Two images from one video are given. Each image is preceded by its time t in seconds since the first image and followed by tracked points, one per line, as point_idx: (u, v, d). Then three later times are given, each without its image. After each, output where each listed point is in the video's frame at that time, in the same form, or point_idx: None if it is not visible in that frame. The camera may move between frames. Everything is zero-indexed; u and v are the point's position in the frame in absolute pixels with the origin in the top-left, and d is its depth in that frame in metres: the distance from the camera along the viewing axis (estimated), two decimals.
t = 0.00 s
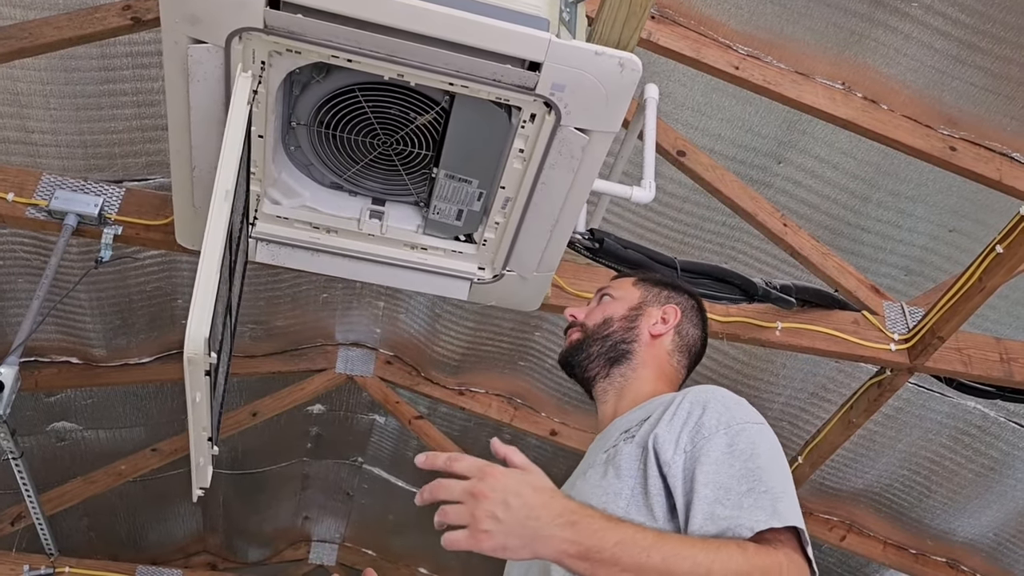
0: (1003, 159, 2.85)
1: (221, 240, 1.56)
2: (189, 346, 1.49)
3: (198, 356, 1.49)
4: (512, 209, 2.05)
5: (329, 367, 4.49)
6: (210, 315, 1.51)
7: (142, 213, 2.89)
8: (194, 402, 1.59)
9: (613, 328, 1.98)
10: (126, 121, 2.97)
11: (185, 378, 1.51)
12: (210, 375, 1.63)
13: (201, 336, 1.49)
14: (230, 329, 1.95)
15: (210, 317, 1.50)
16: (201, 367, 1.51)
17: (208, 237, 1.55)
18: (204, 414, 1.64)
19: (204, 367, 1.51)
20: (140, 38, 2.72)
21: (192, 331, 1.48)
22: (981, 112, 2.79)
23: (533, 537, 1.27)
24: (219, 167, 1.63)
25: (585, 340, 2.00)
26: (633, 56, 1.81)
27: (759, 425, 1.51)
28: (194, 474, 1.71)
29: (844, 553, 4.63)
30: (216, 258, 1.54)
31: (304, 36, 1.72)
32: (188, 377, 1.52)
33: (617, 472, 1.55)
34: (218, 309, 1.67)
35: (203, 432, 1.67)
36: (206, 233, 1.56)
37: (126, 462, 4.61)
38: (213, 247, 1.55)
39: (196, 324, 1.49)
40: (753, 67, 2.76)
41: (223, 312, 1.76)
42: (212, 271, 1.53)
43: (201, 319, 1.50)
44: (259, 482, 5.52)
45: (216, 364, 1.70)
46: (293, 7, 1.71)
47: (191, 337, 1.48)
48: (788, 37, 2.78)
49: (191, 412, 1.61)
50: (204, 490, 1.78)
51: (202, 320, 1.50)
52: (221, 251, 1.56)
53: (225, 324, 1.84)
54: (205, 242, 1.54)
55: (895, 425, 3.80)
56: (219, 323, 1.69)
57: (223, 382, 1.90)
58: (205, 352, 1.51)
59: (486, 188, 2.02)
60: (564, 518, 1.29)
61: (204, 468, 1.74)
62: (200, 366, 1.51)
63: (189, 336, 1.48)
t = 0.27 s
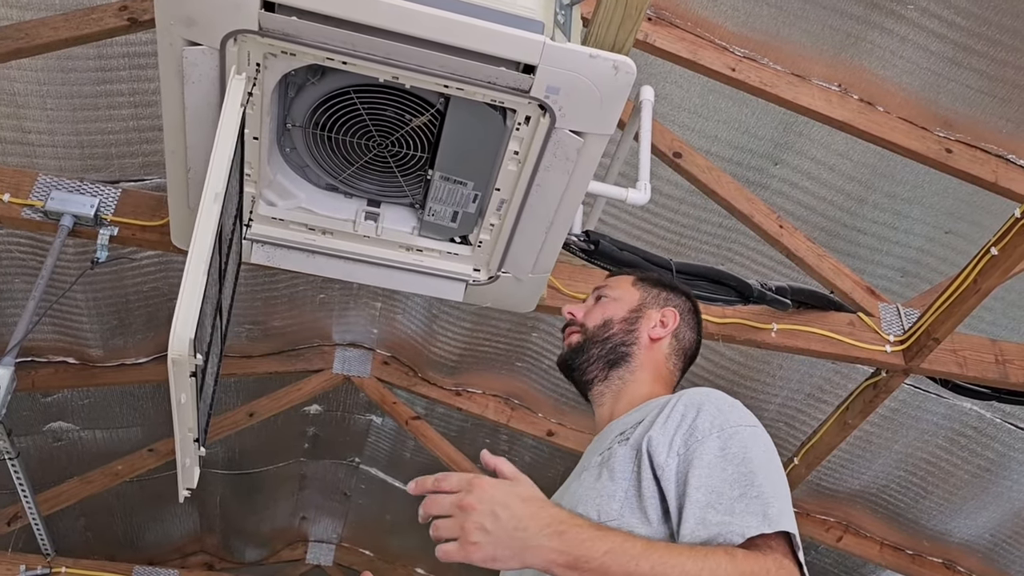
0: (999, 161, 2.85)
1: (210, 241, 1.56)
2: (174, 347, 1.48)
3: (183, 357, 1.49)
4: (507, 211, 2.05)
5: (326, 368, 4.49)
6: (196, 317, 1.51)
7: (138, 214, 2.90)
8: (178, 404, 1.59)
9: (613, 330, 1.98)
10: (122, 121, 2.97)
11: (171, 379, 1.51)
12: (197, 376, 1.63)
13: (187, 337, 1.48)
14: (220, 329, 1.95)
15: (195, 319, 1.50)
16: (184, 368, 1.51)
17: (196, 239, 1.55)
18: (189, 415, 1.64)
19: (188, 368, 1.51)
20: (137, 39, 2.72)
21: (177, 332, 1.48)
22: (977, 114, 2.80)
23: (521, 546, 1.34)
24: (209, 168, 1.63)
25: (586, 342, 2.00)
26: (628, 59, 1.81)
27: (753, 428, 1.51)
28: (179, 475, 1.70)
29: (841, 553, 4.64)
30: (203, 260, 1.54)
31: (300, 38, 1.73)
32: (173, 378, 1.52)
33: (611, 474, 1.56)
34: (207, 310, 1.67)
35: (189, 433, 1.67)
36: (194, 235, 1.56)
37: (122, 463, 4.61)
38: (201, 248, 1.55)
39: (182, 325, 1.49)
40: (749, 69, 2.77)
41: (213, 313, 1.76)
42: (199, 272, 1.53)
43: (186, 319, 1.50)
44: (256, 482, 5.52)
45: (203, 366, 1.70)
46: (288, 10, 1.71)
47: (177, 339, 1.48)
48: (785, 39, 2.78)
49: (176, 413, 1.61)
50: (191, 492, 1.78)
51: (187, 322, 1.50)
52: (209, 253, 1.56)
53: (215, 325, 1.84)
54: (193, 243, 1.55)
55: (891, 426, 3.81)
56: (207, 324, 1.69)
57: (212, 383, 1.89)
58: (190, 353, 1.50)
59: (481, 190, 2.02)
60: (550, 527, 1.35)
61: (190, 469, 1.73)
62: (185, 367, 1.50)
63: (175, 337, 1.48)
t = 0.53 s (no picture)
0: (997, 162, 2.86)
1: (209, 241, 1.56)
2: (175, 347, 1.48)
3: (184, 358, 1.49)
4: (504, 211, 2.05)
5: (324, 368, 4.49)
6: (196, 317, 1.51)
7: (136, 214, 2.89)
8: (179, 404, 1.59)
9: (644, 346, 1.91)
10: (120, 121, 2.96)
11: (171, 379, 1.51)
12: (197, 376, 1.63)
13: (188, 337, 1.48)
14: (219, 329, 1.95)
15: (195, 319, 1.50)
16: (185, 369, 1.51)
17: (195, 239, 1.55)
18: (190, 415, 1.64)
19: (189, 368, 1.51)
20: (135, 39, 2.72)
21: (178, 332, 1.48)
22: (974, 114, 2.80)
23: (547, 522, 1.24)
24: (208, 169, 1.63)
25: (617, 355, 1.89)
26: (625, 59, 1.81)
27: (760, 437, 1.50)
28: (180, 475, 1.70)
29: (839, 553, 4.64)
30: (203, 259, 1.54)
31: (297, 39, 1.73)
32: (173, 379, 1.52)
33: (619, 479, 1.56)
34: (206, 310, 1.67)
35: (190, 433, 1.67)
36: (194, 235, 1.56)
37: (120, 462, 4.61)
38: (200, 248, 1.55)
39: (182, 325, 1.49)
40: (747, 69, 2.77)
41: (212, 312, 1.76)
42: (199, 273, 1.53)
43: (187, 318, 1.50)
44: (253, 481, 5.52)
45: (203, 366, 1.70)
46: (285, 10, 1.71)
47: (178, 338, 1.48)
48: (782, 39, 2.78)
49: (177, 413, 1.61)
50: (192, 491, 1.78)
51: (188, 321, 1.50)
52: (208, 252, 1.56)
53: (214, 324, 1.84)
54: (192, 243, 1.54)
55: (888, 427, 3.81)
56: (207, 324, 1.69)
57: (212, 382, 1.89)
58: (191, 353, 1.50)
59: (478, 191, 2.02)
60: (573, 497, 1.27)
61: (191, 470, 1.73)
62: (185, 367, 1.50)
63: (175, 337, 1.48)
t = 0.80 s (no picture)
0: (993, 163, 2.86)
1: (211, 243, 1.56)
2: (180, 349, 1.48)
3: (188, 359, 1.49)
4: (499, 212, 2.05)
5: (320, 368, 4.49)
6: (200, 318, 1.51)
7: (131, 213, 2.89)
8: (183, 406, 1.58)
9: (644, 350, 1.91)
10: (116, 120, 2.96)
11: (176, 381, 1.51)
12: (201, 378, 1.62)
13: (192, 339, 1.48)
14: (218, 330, 1.95)
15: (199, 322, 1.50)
16: (190, 371, 1.50)
17: (197, 240, 1.55)
18: (194, 417, 1.64)
19: (194, 370, 1.50)
20: (130, 38, 2.71)
21: (183, 335, 1.48)
22: (971, 116, 2.80)
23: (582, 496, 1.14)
24: (206, 170, 1.62)
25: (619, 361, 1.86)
26: (619, 60, 1.81)
27: (760, 447, 1.48)
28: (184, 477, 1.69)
29: (835, 554, 4.64)
30: (207, 260, 1.54)
31: (291, 39, 1.72)
32: (178, 381, 1.51)
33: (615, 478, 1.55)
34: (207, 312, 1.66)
35: (193, 435, 1.67)
36: (195, 236, 1.55)
37: (116, 462, 4.60)
38: (202, 250, 1.55)
39: (187, 327, 1.49)
40: (743, 70, 2.76)
41: (212, 314, 1.75)
42: (202, 274, 1.53)
43: (191, 321, 1.50)
44: (250, 482, 5.51)
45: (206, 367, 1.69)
46: (279, 10, 1.70)
47: (182, 340, 1.48)
48: (779, 40, 2.78)
49: (182, 415, 1.60)
50: (194, 493, 1.77)
51: (192, 323, 1.49)
52: (210, 253, 1.56)
53: (214, 326, 1.83)
54: (194, 245, 1.54)
55: (885, 428, 3.81)
56: (208, 325, 1.69)
57: (212, 385, 1.89)
58: (195, 355, 1.50)
59: (473, 191, 2.02)
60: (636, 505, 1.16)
61: (194, 471, 1.72)
62: (190, 369, 1.50)
63: (180, 339, 1.48)
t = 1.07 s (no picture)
0: (991, 163, 2.86)
1: (210, 243, 1.56)
2: (180, 349, 1.48)
3: (189, 359, 1.49)
4: (498, 212, 2.05)
5: (319, 367, 4.49)
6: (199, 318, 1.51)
7: (130, 213, 2.89)
8: (183, 405, 1.58)
9: (631, 346, 1.91)
10: (115, 120, 2.96)
11: (176, 381, 1.51)
12: (200, 378, 1.62)
13: (192, 339, 1.48)
14: (217, 329, 1.95)
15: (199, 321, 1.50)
16: (190, 371, 1.51)
17: (197, 240, 1.55)
18: (194, 417, 1.64)
19: (193, 370, 1.50)
20: (129, 37, 2.71)
21: (182, 335, 1.48)
22: (969, 116, 2.80)
23: None
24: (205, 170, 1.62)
25: (604, 355, 1.87)
26: (618, 61, 1.81)
27: (758, 452, 1.47)
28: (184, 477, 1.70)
29: (833, 554, 4.64)
30: (206, 261, 1.54)
31: (290, 39, 1.72)
32: (178, 380, 1.51)
33: (613, 484, 1.54)
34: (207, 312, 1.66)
35: (194, 435, 1.67)
36: (194, 237, 1.55)
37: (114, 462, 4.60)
38: (201, 250, 1.55)
39: (186, 327, 1.49)
40: (742, 70, 2.77)
41: (211, 314, 1.76)
42: (201, 274, 1.53)
43: (191, 321, 1.50)
44: (248, 481, 5.51)
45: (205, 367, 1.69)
46: (278, 10, 1.71)
47: (182, 340, 1.48)
48: (778, 40, 2.78)
49: (181, 415, 1.60)
50: (194, 492, 1.78)
51: (192, 323, 1.49)
52: (209, 254, 1.56)
53: (213, 325, 1.83)
54: (194, 244, 1.54)
55: (883, 428, 3.81)
56: (207, 325, 1.69)
57: (211, 384, 1.90)
58: (195, 355, 1.50)
59: (472, 191, 2.02)
60: None
61: (194, 471, 1.73)
62: (191, 368, 1.50)
63: (180, 338, 1.48)
